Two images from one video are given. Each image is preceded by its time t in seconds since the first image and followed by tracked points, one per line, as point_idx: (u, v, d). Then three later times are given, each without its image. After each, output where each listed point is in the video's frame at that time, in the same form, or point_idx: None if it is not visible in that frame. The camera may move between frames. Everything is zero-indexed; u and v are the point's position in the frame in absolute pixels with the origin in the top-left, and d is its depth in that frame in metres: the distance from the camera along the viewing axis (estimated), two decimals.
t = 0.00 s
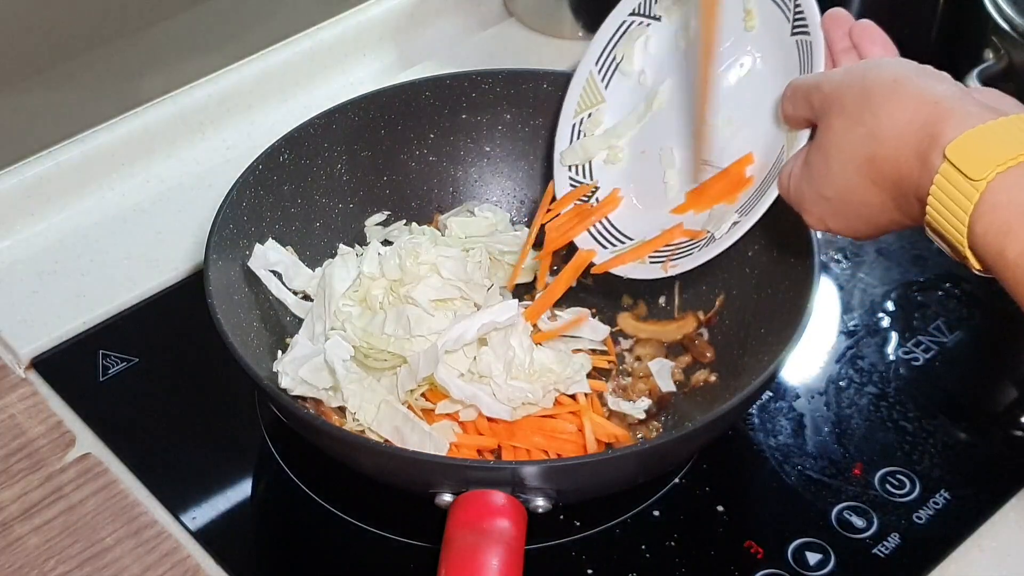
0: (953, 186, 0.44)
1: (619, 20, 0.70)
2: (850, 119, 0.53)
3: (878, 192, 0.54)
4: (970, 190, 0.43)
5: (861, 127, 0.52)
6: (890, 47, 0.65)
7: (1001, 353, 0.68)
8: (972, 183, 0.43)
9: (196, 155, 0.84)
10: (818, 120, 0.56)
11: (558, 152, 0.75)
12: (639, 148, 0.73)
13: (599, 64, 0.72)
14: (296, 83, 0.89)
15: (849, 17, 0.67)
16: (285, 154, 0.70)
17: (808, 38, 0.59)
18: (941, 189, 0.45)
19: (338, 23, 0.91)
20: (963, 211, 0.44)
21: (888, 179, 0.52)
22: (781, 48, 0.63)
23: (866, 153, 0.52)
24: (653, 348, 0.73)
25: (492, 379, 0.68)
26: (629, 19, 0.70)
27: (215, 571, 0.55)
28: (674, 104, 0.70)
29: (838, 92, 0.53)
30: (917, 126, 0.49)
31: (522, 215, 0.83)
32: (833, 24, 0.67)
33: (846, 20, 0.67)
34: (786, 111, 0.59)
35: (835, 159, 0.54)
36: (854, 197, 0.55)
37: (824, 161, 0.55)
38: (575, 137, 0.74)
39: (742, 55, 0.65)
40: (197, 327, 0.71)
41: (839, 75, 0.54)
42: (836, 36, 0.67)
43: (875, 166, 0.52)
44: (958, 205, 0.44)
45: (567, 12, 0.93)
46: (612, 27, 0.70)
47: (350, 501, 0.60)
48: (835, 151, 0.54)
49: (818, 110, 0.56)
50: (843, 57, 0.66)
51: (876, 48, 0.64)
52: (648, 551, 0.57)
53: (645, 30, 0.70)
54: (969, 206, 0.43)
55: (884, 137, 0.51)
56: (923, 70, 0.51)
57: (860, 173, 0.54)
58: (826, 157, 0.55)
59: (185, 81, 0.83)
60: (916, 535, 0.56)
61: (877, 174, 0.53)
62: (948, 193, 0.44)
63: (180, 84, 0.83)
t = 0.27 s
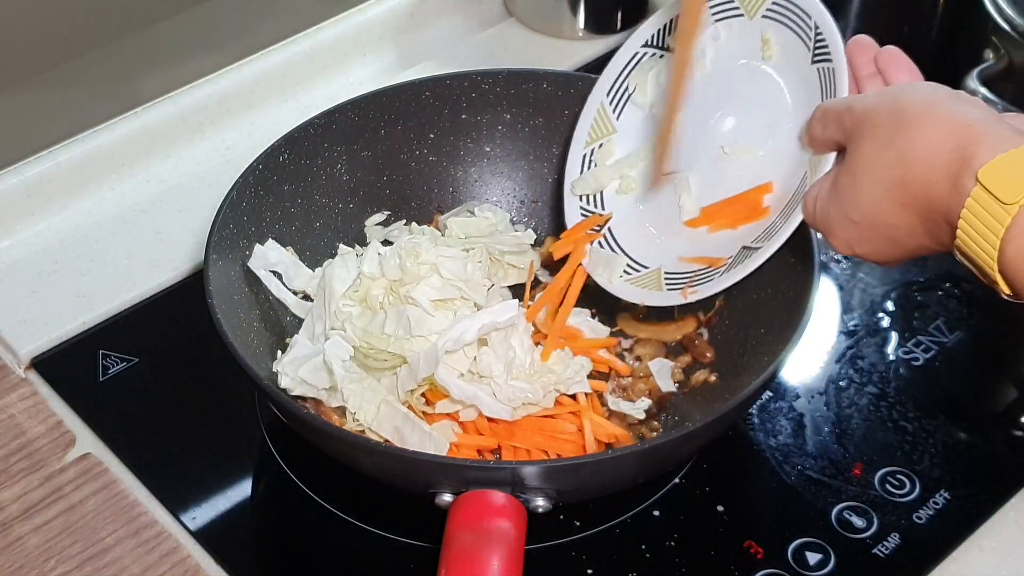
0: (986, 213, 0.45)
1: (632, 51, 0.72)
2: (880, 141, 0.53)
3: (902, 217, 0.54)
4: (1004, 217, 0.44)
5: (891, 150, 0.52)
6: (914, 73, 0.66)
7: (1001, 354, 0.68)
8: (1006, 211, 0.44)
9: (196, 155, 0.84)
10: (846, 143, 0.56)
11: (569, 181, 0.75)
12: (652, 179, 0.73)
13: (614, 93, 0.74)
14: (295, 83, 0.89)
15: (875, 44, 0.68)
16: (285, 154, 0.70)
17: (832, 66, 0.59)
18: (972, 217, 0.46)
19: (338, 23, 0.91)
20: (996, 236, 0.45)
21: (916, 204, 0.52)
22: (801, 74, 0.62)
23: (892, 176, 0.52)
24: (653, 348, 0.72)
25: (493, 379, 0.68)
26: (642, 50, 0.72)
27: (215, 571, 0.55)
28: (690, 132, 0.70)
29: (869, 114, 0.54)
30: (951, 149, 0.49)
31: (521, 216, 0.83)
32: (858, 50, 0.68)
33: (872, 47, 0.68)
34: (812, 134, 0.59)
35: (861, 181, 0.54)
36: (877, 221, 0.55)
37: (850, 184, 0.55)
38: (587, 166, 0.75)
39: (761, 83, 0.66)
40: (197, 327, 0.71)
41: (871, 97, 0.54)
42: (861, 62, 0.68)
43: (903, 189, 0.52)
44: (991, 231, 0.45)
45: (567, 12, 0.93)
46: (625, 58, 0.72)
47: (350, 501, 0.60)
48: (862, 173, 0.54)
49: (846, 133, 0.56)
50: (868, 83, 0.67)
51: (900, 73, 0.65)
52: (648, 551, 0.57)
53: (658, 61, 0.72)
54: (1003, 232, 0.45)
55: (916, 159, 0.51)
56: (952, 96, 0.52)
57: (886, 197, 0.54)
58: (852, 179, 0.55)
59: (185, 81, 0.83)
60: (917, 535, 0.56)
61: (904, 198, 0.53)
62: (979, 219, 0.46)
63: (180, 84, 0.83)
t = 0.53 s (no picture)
0: (1002, 221, 0.45)
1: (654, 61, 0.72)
2: (898, 149, 0.52)
3: (919, 225, 0.54)
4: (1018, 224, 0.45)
5: (910, 158, 0.52)
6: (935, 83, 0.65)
7: (1001, 354, 0.68)
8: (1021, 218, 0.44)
9: (196, 154, 0.84)
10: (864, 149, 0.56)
11: (587, 187, 0.76)
12: (672, 187, 0.71)
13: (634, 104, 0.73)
14: (295, 83, 0.89)
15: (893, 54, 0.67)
16: (285, 154, 0.70)
17: (852, 75, 0.59)
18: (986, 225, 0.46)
19: (338, 23, 0.91)
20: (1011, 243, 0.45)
21: (933, 212, 0.52)
22: (820, 85, 0.63)
23: (910, 185, 0.52)
24: (653, 348, 0.72)
25: (493, 379, 0.68)
26: (664, 60, 0.72)
27: (215, 571, 0.55)
28: (711, 145, 0.69)
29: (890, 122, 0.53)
30: (970, 159, 0.49)
31: (521, 216, 0.83)
32: (879, 60, 0.66)
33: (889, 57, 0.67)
34: (831, 140, 0.59)
35: (879, 189, 0.54)
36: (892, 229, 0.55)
37: (869, 191, 0.55)
38: (605, 173, 0.76)
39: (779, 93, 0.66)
40: (197, 327, 0.71)
41: (891, 105, 0.54)
42: (882, 72, 0.66)
43: (920, 198, 0.52)
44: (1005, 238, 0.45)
45: (567, 12, 0.93)
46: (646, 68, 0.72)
47: (350, 501, 0.60)
48: (880, 180, 0.54)
49: (865, 140, 0.56)
50: (889, 93, 0.66)
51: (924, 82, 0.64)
52: (648, 551, 0.57)
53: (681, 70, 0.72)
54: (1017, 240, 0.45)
55: (935, 168, 0.51)
56: (971, 103, 0.52)
57: (902, 204, 0.53)
58: (870, 187, 0.55)
59: (185, 81, 0.83)
60: (916, 535, 0.56)
61: (921, 206, 0.53)
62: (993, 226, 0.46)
63: (180, 84, 0.83)
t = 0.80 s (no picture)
0: (1004, 218, 0.46)
1: (677, 56, 0.71)
2: (901, 143, 0.53)
3: (919, 220, 0.55)
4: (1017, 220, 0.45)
5: (914, 153, 0.52)
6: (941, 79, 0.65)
7: (1001, 354, 0.68)
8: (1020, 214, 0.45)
9: (196, 154, 0.84)
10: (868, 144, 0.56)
11: (614, 182, 0.75)
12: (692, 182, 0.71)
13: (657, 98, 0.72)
14: (295, 83, 0.89)
15: (902, 49, 0.68)
16: (285, 154, 0.70)
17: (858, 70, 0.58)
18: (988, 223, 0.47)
19: (338, 23, 0.91)
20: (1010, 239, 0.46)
21: (934, 207, 0.53)
22: (833, 81, 0.61)
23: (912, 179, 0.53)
24: (653, 348, 0.72)
25: (493, 379, 0.68)
26: (688, 55, 0.71)
27: (215, 571, 0.55)
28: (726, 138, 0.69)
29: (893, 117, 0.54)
30: (974, 154, 0.50)
31: (522, 216, 0.83)
32: (885, 53, 0.67)
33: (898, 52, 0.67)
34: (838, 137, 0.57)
35: (882, 183, 0.55)
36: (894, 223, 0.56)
37: (870, 185, 0.55)
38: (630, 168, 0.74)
39: (797, 89, 0.64)
40: (197, 327, 0.71)
41: (893, 100, 0.54)
42: (888, 66, 0.67)
43: (923, 192, 0.53)
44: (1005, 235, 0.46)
45: (567, 12, 0.93)
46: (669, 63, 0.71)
47: (350, 502, 0.60)
48: (883, 174, 0.54)
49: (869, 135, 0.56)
50: (894, 87, 0.66)
51: (927, 78, 0.64)
52: (648, 551, 0.57)
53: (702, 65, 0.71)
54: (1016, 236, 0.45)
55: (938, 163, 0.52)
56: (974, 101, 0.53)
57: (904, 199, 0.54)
58: (872, 181, 0.55)
59: (185, 81, 0.83)
60: (916, 535, 0.56)
61: (922, 201, 0.53)
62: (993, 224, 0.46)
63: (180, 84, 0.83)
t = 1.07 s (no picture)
0: (1010, 226, 0.46)
1: (681, 45, 0.70)
2: (904, 149, 0.53)
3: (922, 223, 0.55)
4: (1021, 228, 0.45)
5: (918, 158, 0.53)
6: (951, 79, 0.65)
7: (1001, 354, 0.68)
8: None
9: (196, 154, 0.84)
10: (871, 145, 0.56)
11: (614, 173, 0.74)
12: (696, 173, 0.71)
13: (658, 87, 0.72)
14: (295, 83, 0.89)
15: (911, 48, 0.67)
16: (285, 154, 0.70)
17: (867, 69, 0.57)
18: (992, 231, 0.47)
19: (338, 23, 0.91)
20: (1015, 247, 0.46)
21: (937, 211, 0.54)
22: (839, 76, 0.61)
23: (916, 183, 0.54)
24: (653, 348, 0.72)
25: (493, 379, 0.68)
26: (690, 44, 0.70)
27: (215, 571, 0.55)
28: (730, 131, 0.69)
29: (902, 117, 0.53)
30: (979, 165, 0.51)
31: (522, 216, 0.83)
32: (894, 52, 0.67)
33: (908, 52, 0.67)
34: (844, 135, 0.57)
35: (886, 187, 0.55)
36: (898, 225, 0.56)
37: (875, 187, 0.55)
38: (630, 158, 0.74)
39: (802, 82, 0.64)
40: (197, 327, 0.71)
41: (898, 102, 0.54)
42: (897, 65, 0.67)
43: (927, 198, 0.54)
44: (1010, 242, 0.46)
45: (567, 12, 0.93)
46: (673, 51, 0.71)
47: (350, 502, 0.60)
48: (888, 178, 0.55)
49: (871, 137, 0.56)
50: (903, 86, 0.66)
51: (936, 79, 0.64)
52: (648, 551, 0.57)
53: (706, 56, 0.70)
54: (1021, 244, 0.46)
55: (944, 169, 0.52)
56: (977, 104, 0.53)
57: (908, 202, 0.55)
58: (876, 182, 0.55)
59: (185, 81, 0.83)
60: (916, 535, 0.56)
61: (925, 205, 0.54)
62: (998, 231, 0.47)
63: (180, 84, 0.83)
